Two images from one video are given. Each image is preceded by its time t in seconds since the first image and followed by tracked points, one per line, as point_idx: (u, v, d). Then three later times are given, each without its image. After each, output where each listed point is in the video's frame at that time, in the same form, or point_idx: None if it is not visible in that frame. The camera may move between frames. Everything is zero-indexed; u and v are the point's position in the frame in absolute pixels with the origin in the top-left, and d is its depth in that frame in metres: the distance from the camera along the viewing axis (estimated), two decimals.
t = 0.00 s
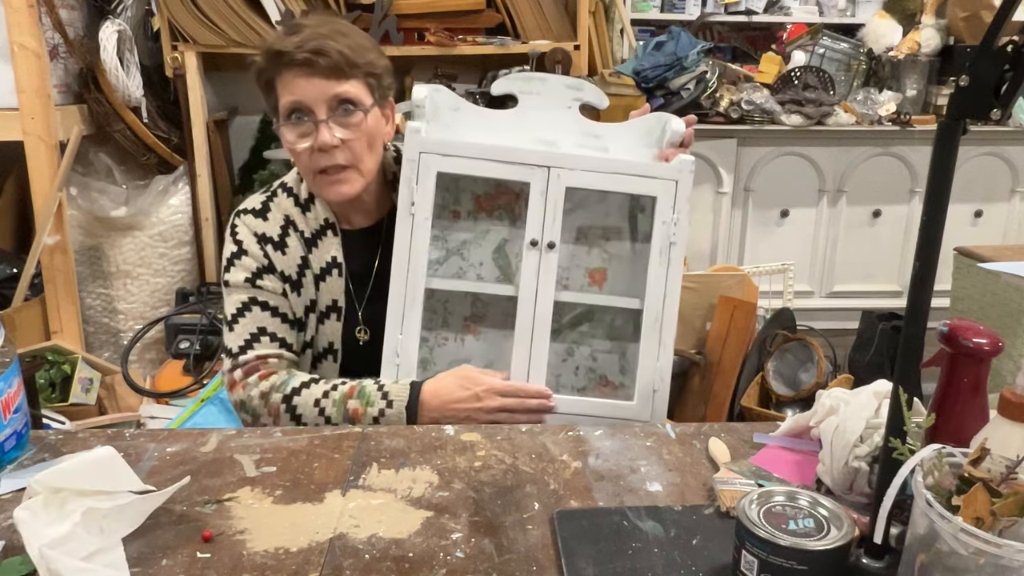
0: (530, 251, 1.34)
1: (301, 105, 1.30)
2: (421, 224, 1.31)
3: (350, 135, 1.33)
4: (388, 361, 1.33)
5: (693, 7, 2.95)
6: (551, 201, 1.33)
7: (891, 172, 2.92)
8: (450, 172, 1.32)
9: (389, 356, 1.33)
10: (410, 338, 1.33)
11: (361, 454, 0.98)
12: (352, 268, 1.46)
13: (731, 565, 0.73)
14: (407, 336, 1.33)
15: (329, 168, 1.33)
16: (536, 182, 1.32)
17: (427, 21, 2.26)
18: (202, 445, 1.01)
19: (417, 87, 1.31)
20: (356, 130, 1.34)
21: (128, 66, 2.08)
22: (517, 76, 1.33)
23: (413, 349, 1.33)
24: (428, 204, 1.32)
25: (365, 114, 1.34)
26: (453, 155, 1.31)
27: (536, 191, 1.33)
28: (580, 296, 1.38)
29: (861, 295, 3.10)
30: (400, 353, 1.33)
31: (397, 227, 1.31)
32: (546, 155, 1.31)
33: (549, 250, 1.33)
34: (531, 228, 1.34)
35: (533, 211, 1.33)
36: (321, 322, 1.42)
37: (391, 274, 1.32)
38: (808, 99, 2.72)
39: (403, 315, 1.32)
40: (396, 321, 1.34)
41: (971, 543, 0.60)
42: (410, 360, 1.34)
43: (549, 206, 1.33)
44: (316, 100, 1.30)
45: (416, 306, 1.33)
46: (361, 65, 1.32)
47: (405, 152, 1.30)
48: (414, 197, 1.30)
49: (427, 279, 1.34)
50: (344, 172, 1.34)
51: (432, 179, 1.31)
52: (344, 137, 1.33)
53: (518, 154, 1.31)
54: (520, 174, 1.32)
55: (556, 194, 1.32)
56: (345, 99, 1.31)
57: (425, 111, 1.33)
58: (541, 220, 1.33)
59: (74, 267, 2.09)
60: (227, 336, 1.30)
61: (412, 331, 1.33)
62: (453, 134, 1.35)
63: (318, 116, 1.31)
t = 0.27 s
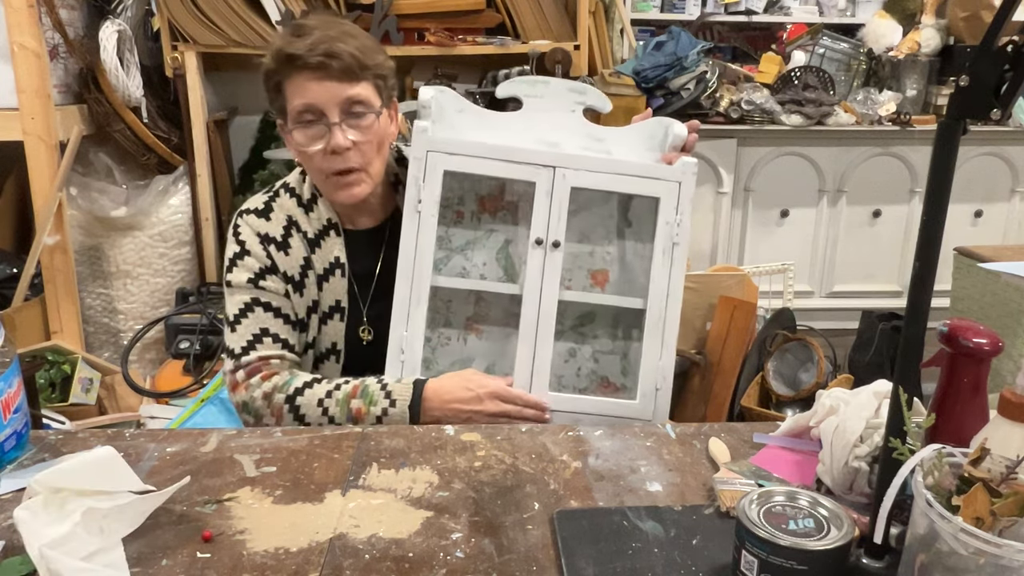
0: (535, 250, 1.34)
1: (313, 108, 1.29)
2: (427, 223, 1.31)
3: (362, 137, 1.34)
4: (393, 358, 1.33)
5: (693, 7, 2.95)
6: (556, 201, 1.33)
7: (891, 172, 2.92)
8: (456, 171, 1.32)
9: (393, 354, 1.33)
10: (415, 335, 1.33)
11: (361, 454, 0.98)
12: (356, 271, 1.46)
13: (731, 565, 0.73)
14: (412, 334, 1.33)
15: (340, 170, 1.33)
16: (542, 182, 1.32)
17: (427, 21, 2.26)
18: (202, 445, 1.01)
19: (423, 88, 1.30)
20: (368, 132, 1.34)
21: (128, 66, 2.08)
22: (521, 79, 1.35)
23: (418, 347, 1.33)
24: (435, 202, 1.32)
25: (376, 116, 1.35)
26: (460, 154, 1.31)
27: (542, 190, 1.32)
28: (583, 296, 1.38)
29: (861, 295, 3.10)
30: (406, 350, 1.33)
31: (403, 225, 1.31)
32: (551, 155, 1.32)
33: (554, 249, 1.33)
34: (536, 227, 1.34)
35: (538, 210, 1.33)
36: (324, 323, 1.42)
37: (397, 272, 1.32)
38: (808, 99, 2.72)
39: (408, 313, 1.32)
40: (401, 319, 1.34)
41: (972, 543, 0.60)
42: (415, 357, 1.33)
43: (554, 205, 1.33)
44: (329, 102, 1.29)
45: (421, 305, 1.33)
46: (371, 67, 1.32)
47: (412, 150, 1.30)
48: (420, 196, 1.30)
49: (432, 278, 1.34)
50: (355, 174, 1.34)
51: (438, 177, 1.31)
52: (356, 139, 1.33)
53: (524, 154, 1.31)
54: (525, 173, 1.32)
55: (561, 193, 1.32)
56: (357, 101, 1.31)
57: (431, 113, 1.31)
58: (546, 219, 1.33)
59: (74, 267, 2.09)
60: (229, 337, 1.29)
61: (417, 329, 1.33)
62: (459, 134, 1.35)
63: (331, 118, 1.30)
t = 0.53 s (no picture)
0: (531, 250, 1.34)
1: (306, 106, 1.30)
2: (423, 223, 1.31)
3: (357, 133, 1.33)
4: (390, 360, 1.33)
5: (693, 7, 2.95)
6: (552, 201, 1.32)
7: (891, 172, 2.92)
8: (451, 171, 1.32)
9: (391, 355, 1.33)
10: (411, 336, 1.33)
11: (361, 454, 0.98)
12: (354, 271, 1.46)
13: (731, 565, 0.73)
14: (409, 334, 1.33)
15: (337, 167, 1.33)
16: (537, 182, 1.32)
17: (427, 21, 2.26)
18: (202, 445, 1.01)
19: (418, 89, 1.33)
20: (363, 128, 1.34)
21: (128, 66, 2.08)
22: (517, 79, 1.35)
23: (415, 348, 1.33)
24: (430, 203, 1.31)
25: (371, 112, 1.34)
26: (454, 155, 1.30)
27: (537, 190, 1.32)
28: (581, 296, 1.38)
29: (861, 296, 3.10)
30: (402, 351, 1.33)
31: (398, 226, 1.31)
32: (547, 155, 1.32)
33: (550, 249, 1.33)
34: (532, 227, 1.34)
35: (534, 210, 1.33)
36: (322, 324, 1.42)
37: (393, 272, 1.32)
38: (808, 99, 2.72)
39: (405, 313, 1.32)
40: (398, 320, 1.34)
41: (972, 543, 0.60)
42: (411, 358, 1.33)
43: (549, 205, 1.33)
44: (322, 100, 1.29)
45: (418, 306, 1.32)
46: (365, 64, 1.31)
47: (407, 151, 1.30)
48: (415, 197, 1.30)
49: (428, 279, 1.34)
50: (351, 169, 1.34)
51: (433, 178, 1.31)
52: (351, 135, 1.33)
53: (519, 154, 1.31)
54: (520, 173, 1.32)
55: (556, 194, 1.32)
56: (351, 98, 1.31)
57: (426, 113, 1.34)
58: (542, 219, 1.33)
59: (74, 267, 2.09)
60: (226, 339, 1.29)
61: (413, 330, 1.33)
62: (454, 134, 1.35)
63: (325, 115, 1.30)
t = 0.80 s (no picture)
0: (530, 250, 1.34)
1: (299, 107, 1.29)
2: (422, 223, 1.31)
3: (349, 137, 1.33)
4: (389, 359, 1.33)
5: (693, 7, 2.95)
6: (551, 200, 1.33)
7: (891, 172, 2.92)
8: (450, 171, 1.32)
9: (390, 355, 1.33)
10: (411, 335, 1.33)
11: (361, 454, 0.98)
12: (354, 270, 1.46)
13: (731, 565, 0.73)
14: (408, 334, 1.33)
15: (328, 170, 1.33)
16: (537, 181, 1.32)
17: (427, 21, 2.26)
18: (202, 445, 1.01)
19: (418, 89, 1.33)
20: (356, 132, 1.34)
21: (128, 65, 2.08)
22: (516, 79, 1.36)
23: (414, 347, 1.33)
24: (429, 203, 1.31)
25: (365, 116, 1.34)
26: (454, 154, 1.31)
27: (537, 190, 1.32)
28: (581, 296, 1.38)
29: (861, 296, 3.10)
30: (402, 350, 1.33)
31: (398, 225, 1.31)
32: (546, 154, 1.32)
33: (549, 248, 1.33)
34: (531, 226, 1.34)
35: (533, 210, 1.33)
36: (322, 323, 1.42)
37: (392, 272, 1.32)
38: (808, 99, 2.72)
39: (404, 313, 1.32)
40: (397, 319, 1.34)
41: (971, 543, 0.60)
42: (410, 358, 1.33)
43: (548, 205, 1.33)
44: (315, 102, 1.29)
45: (416, 305, 1.32)
46: (362, 67, 1.31)
47: (407, 151, 1.30)
48: (415, 196, 1.30)
49: (427, 279, 1.34)
50: (341, 173, 1.34)
51: (433, 178, 1.31)
52: (342, 138, 1.32)
53: (519, 154, 1.31)
54: (520, 173, 1.32)
55: (556, 193, 1.32)
56: (343, 101, 1.31)
57: (426, 114, 1.34)
58: (541, 219, 1.33)
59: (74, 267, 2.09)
60: (226, 336, 1.29)
61: (413, 330, 1.33)
62: (454, 134, 1.35)
63: (317, 117, 1.30)
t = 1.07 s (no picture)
0: (532, 250, 1.34)
1: (307, 111, 1.29)
2: (424, 223, 1.31)
3: (357, 143, 1.33)
4: (391, 359, 1.33)
5: (693, 7, 2.95)
6: (553, 201, 1.33)
7: (891, 172, 2.92)
8: (452, 171, 1.32)
9: (391, 355, 1.33)
10: (412, 335, 1.33)
11: (361, 454, 0.98)
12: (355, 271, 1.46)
13: (731, 565, 0.73)
14: (409, 334, 1.33)
15: (335, 173, 1.33)
16: (539, 182, 1.32)
17: (427, 21, 2.26)
18: (202, 445, 1.01)
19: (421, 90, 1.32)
20: (364, 138, 1.34)
21: (128, 65, 2.08)
22: (518, 80, 1.35)
23: (416, 347, 1.33)
24: (432, 203, 1.31)
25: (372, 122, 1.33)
26: (455, 154, 1.30)
27: (539, 190, 1.32)
28: (583, 296, 1.38)
29: (861, 296, 3.10)
30: (403, 350, 1.33)
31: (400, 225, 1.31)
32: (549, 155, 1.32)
33: (551, 248, 1.33)
34: (533, 227, 1.34)
35: (535, 210, 1.33)
36: (323, 323, 1.42)
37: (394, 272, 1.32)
38: (808, 99, 2.72)
39: (406, 313, 1.32)
40: (399, 319, 1.34)
41: (972, 543, 0.60)
42: (412, 357, 1.33)
43: (551, 205, 1.33)
44: (324, 107, 1.29)
45: (418, 305, 1.32)
46: (370, 72, 1.31)
47: (409, 151, 1.30)
48: (417, 197, 1.30)
49: (429, 279, 1.34)
50: (348, 177, 1.34)
51: (435, 178, 1.31)
52: (350, 143, 1.32)
53: (521, 154, 1.31)
54: (521, 173, 1.32)
55: (558, 194, 1.32)
56: (352, 107, 1.31)
57: (427, 114, 1.33)
58: (543, 219, 1.33)
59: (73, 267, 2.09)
60: (228, 336, 1.29)
61: (414, 330, 1.33)
62: (455, 135, 1.35)
63: (325, 123, 1.30)
